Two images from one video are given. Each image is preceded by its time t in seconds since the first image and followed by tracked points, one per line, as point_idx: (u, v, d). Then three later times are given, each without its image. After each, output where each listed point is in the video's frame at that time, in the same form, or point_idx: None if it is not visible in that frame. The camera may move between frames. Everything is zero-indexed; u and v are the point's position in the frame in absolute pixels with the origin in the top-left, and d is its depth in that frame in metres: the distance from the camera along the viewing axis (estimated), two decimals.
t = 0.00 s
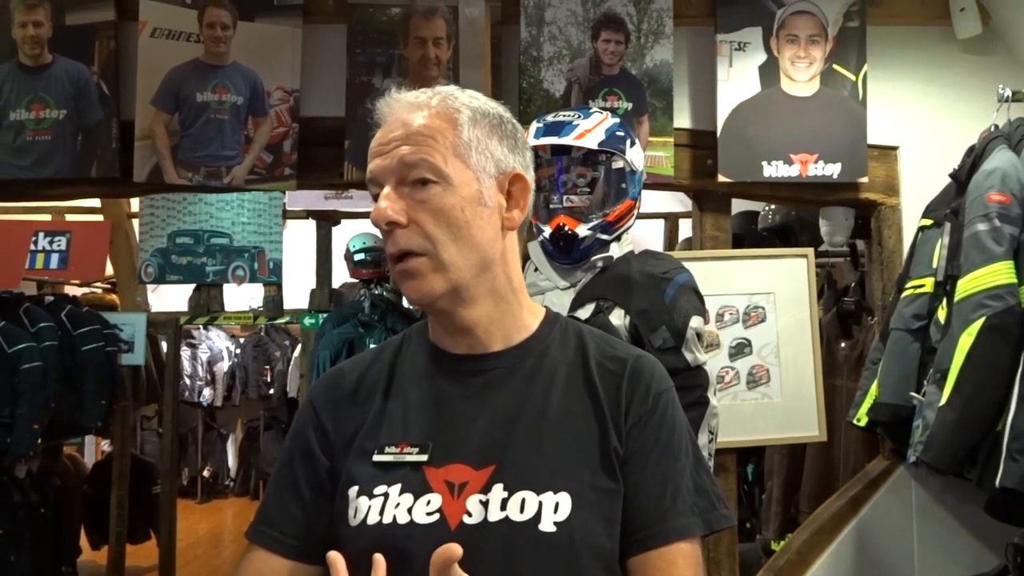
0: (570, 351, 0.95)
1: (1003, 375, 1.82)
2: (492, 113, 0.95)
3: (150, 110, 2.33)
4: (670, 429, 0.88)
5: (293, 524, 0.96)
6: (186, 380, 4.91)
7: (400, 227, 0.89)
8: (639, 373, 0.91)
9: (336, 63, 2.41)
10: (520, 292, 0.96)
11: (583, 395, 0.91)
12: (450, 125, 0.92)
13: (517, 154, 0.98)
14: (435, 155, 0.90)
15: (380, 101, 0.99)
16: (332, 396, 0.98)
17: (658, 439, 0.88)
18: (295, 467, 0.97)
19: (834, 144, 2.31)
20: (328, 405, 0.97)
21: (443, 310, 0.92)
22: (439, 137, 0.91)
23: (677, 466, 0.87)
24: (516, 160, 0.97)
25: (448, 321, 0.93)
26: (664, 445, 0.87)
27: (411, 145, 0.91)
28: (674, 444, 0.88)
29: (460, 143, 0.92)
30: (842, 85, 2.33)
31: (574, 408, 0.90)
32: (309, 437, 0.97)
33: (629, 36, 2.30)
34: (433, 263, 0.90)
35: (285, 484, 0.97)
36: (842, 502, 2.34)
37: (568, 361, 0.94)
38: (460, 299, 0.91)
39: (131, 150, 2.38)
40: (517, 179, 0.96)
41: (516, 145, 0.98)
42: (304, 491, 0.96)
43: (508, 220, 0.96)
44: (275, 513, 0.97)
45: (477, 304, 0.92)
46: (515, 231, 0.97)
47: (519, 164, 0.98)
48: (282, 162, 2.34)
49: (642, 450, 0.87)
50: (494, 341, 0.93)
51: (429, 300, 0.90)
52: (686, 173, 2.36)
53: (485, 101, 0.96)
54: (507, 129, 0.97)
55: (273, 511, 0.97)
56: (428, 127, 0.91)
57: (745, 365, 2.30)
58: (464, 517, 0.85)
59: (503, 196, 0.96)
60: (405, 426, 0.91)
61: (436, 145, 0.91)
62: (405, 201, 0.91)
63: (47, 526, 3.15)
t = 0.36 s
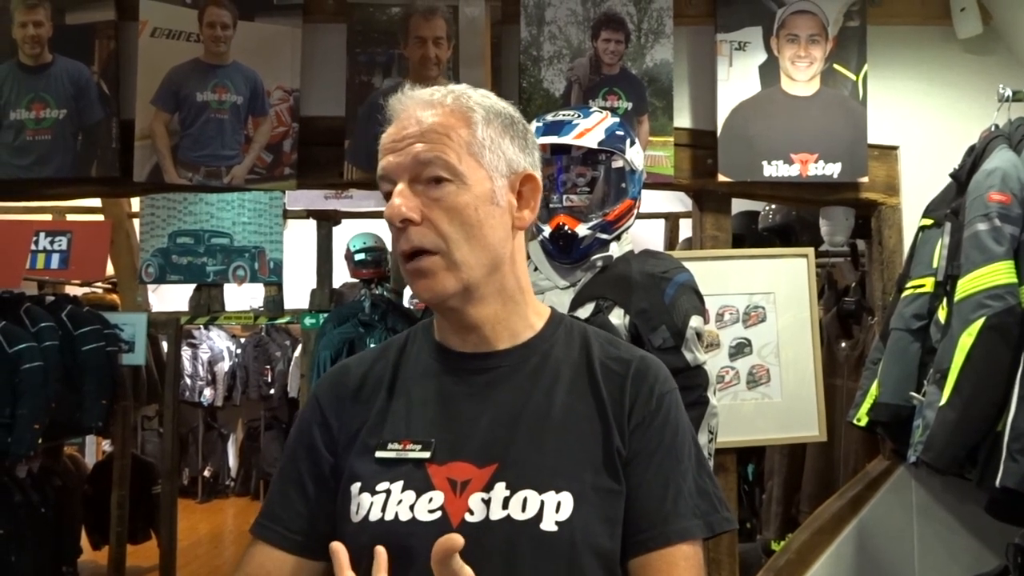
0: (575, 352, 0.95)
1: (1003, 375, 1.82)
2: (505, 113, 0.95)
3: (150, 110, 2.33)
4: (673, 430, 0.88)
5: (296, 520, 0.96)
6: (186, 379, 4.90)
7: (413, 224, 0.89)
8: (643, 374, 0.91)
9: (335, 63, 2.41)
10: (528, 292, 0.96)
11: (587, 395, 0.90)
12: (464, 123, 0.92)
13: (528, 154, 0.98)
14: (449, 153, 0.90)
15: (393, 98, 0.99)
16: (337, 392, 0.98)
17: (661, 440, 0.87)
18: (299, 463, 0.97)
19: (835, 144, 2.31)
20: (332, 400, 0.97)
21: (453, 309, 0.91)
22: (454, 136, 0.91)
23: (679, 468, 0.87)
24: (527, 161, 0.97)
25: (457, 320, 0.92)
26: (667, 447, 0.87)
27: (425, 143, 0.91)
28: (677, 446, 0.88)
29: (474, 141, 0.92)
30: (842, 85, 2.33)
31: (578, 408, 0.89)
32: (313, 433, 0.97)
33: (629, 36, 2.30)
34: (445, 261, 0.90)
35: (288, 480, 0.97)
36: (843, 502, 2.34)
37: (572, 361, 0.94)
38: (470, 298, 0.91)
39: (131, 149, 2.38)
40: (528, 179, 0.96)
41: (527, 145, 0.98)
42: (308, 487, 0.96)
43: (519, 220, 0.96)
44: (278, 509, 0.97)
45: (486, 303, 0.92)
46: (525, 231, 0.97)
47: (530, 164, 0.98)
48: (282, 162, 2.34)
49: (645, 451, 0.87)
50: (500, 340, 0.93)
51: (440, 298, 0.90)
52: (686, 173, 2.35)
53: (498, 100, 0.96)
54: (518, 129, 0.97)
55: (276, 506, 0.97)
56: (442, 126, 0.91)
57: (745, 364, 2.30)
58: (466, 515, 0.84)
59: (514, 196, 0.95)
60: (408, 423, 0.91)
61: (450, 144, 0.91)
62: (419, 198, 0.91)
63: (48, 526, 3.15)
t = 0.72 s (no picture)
0: (577, 354, 0.94)
1: (1003, 376, 1.82)
2: (515, 117, 0.95)
3: (150, 110, 2.33)
4: (675, 432, 0.88)
5: (299, 520, 0.96)
6: (186, 380, 4.86)
7: (424, 229, 0.89)
8: (645, 376, 0.90)
9: (336, 64, 2.41)
10: (532, 295, 0.96)
11: (589, 397, 0.90)
12: (476, 128, 0.91)
13: (535, 159, 0.98)
14: (461, 158, 0.90)
15: (401, 95, 0.98)
16: (340, 393, 0.97)
17: (663, 442, 0.87)
18: (302, 464, 0.97)
19: (836, 145, 2.30)
20: (335, 401, 0.97)
21: (457, 309, 0.91)
22: (465, 140, 0.91)
23: (681, 469, 0.87)
24: (535, 165, 0.97)
25: (460, 320, 0.92)
26: (668, 449, 0.87)
27: (438, 147, 0.90)
28: (679, 448, 0.87)
29: (486, 146, 0.91)
30: (843, 86, 2.33)
31: (580, 410, 0.89)
32: (316, 434, 0.97)
33: (629, 37, 2.30)
34: (454, 266, 0.89)
35: (290, 481, 0.97)
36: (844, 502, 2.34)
37: (574, 363, 0.93)
38: (476, 300, 0.91)
39: (132, 150, 2.38)
40: (536, 185, 0.96)
41: (534, 149, 0.98)
42: (311, 487, 0.96)
43: (526, 226, 0.96)
44: (280, 509, 0.96)
45: (491, 306, 0.92)
46: (530, 236, 0.97)
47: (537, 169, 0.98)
48: (282, 162, 2.34)
49: (647, 452, 0.87)
50: (503, 343, 0.93)
51: (446, 300, 0.90)
52: (687, 174, 2.35)
53: (509, 104, 0.95)
54: (526, 133, 0.96)
55: (278, 507, 0.96)
56: (455, 130, 0.90)
57: (745, 365, 2.30)
58: (468, 515, 0.84)
59: (521, 201, 0.96)
60: (411, 424, 0.91)
61: (461, 148, 0.90)
62: (429, 202, 0.90)
63: (49, 527, 3.15)
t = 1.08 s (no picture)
0: (578, 352, 0.94)
1: (1005, 377, 1.81)
2: (505, 116, 0.94)
3: (151, 110, 2.32)
4: (678, 431, 0.88)
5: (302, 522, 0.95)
6: (187, 380, 4.85)
7: (419, 230, 0.89)
8: (647, 375, 0.90)
9: (337, 64, 2.41)
10: (530, 293, 0.95)
11: (590, 396, 0.90)
12: (467, 128, 0.91)
13: (528, 156, 0.97)
14: (453, 159, 0.90)
15: (392, 99, 0.97)
16: (342, 395, 0.97)
17: (666, 442, 0.87)
18: (305, 466, 0.97)
19: (837, 145, 2.30)
20: (336, 404, 0.97)
21: (456, 310, 0.91)
22: (456, 141, 0.90)
23: (686, 468, 0.87)
24: (527, 163, 0.96)
25: (460, 320, 0.92)
26: (672, 449, 0.87)
27: (429, 148, 0.90)
28: (683, 448, 0.87)
29: (477, 146, 0.91)
30: (844, 86, 2.32)
31: (582, 409, 0.89)
32: (318, 437, 0.97)
33: (631, 37, 2.29)
34: (451, 266, 0.89)
35: (293, 482, 0.97)
36: (845, 503, 2.33)
37: (576, 361, 0.93)
38: (475, 300, 0.91)
39: (132, 150, 2.37)
40: (529, 182, 0.96)
41: (526, 147, 0.97)
42: (313, 488, 0.96)
43: (521, 223, 0.95)
44: (284, 510, 0.96)
45: (490, 305, 0.91)
46: (526, 233, 0.97)
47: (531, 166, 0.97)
48: (283, 162, 2.34)
49: (650, 451, 0.87)
50: (503, 342, 0.92)
51: (445, 302, 0.90)
52: (688, 174, 2.35)
53: (498, 103, 0.95)
54: (518, 131, 0.96)
55: (280, 507, 0.96)
56: (445, 131, 0.90)
57: (747, 366, 2.30)
58: (469, 516, 0.84)
59: (515, 200, 0.95)
60: (413, 424, 0.91)
61: (453, 149, 0.90)
62: (423, 204, 0.90)
63: (49, 527, 3.14)
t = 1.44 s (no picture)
0: (589, 357, 0.93)
1: (1009, 376, 1.81)
2: (530, 116, 0.94)
3: (153, 108, 2.32)
4: (685, 443, 0.87)
5: (309, 514, 0.94)
6: (188, 380, 4.84)
7: (428, 227, 0.88)
8: (658, 383, 0.89)
9: (339, 62, 2.40)
10: (543, 296, 0.94)
11: (600, 402, 0.89)
12: (487, 127, 0.91)
13: (551, 159, 0.96)
14: (469, 157, 0.89)
15: (418, 92, 0.98)
16: (348, 388, 0.96)
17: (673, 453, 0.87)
18: (312, 458, 0.96)
19: (840, 144, 2.30)
20: (343, 397, 0.96)
21: (462, 308, 0.91)
22: (474, 139, 0.90)
23: (691, 480, 0.87)
24: (549, 166, 0.95)
25: (470, 318, 0.92)
26: (679, 462, 0.87)
27: (447, 143, 0.90)
28: (688, 462, 0.87)
29: (496, 145, 0.90)
30: (847, 85, 2.32)
31: (591, 415, 0.88)
32: (325, 429, 0.96)
33: (633, 35, 2.29)
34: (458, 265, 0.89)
35: (301, 473, 0.96)
36: (847, 504, 2.33)
37: (586, 366, 0.92)
38: (482, 300, 0.90)
39: (134, 148, 2.37)
40: (549, 185, 0.94)
41: (551, 149, 0.96)
42: (319, 480, 0.95)
43: (537, 226, 0.94)
44: (291, 501, 0.95)
45: (498, 306, 0.91)
46: (542, 235, 0.96)
47: (553, 169, 0.96)
48: (284, 160, 2.33)
49: (655, 462, 0.87)
50: (513, 343, 0.92)
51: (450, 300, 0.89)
52: (691, 173, 2.35)
53: (523, 103, 0.94)
54: (543, 132, 0.95)
55: (287, 496, 0.96)
56: (465, 128, 0.90)
57: (749, 365, 2.29)
58: (473, 514, 0.84)
59: (533, 202, 0.94)
60: (420, 421, 0.90)
61: (470, 146, 0.89)
62: (435, 201, 0.90)
63: (49, 526, 3.14)
